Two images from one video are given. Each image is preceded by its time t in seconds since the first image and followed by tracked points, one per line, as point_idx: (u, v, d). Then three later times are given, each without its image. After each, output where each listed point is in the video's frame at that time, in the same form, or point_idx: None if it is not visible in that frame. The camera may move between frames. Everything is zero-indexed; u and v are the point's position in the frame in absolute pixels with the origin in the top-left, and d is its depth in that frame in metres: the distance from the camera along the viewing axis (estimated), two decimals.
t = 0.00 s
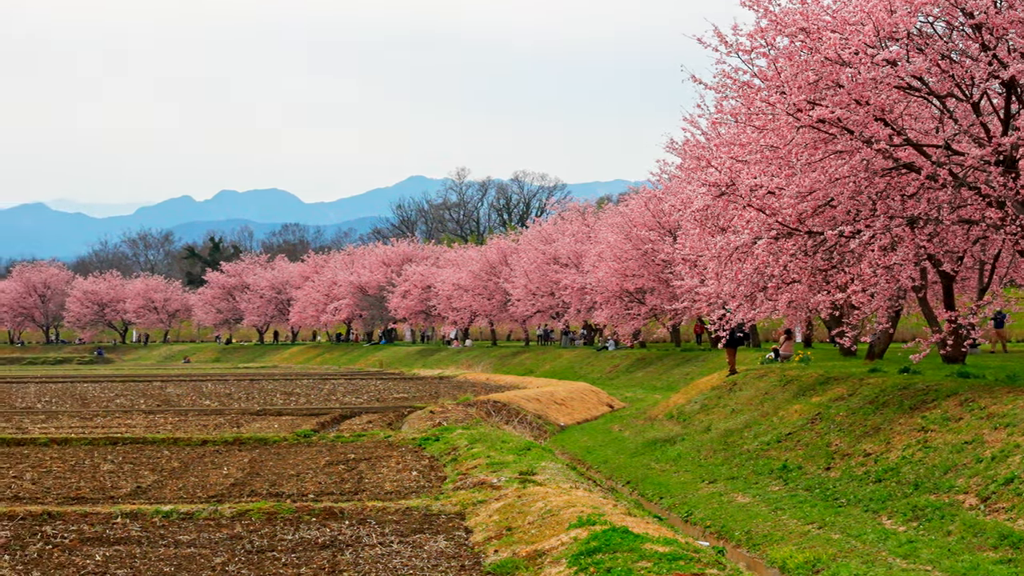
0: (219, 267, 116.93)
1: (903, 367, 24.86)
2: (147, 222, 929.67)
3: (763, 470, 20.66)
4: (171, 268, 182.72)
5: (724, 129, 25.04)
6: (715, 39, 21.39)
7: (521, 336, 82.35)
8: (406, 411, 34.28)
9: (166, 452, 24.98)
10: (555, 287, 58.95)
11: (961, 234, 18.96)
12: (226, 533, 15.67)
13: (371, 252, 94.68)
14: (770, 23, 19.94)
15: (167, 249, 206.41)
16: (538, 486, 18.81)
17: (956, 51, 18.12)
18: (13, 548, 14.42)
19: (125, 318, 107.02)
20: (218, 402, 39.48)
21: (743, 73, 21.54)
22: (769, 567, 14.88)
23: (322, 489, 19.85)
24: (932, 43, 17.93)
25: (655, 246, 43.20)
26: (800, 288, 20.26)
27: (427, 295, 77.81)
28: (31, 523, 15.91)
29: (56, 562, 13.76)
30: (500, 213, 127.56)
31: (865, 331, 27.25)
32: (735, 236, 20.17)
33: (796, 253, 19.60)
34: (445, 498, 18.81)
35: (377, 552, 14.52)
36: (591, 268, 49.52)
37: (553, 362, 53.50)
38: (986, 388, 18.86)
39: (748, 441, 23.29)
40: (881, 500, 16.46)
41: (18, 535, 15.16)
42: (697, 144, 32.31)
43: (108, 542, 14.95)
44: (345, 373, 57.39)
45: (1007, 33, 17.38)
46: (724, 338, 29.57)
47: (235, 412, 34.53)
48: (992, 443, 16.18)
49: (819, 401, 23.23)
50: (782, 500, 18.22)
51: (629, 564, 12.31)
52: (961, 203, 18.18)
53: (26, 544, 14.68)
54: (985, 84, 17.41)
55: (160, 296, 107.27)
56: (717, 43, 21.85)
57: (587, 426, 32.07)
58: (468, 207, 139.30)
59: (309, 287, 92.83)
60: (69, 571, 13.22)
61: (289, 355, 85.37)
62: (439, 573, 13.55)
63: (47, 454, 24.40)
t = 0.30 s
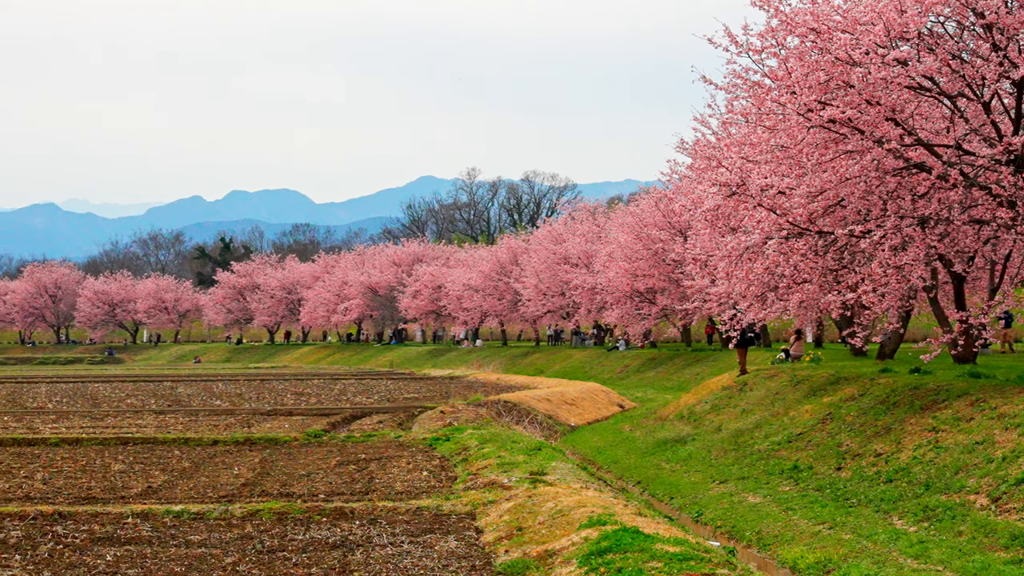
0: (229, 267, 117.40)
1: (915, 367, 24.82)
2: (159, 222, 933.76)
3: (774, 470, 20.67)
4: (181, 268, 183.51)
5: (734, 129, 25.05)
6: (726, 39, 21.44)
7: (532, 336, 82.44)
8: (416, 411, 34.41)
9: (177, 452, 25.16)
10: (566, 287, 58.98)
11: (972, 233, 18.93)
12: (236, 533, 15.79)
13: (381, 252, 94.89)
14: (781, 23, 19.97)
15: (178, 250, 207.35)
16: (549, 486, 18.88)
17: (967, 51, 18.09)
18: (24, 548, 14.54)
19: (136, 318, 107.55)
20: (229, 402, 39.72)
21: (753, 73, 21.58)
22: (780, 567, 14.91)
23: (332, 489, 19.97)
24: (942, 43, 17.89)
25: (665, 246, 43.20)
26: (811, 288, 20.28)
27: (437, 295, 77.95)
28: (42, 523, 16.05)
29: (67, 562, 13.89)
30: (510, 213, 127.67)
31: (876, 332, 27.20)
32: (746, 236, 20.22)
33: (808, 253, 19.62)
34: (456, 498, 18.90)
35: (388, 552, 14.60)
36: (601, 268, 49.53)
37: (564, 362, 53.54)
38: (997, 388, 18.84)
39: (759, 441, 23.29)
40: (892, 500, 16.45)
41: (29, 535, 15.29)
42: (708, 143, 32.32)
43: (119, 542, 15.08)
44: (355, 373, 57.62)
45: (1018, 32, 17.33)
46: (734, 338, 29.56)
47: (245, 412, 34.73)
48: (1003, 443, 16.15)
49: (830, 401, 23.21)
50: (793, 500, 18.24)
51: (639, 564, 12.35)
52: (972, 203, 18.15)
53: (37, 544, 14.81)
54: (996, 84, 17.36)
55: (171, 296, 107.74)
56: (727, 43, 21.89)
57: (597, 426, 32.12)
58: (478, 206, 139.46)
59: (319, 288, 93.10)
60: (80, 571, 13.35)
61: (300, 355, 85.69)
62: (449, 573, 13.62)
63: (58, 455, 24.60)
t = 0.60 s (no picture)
0: (242, 268, 117.97)
1: (928, 367, 24.77)
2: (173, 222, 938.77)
3: (787, 470, 20.67)
4: (195, 268, 184.50)
5: (747, 129, 25.07)
6: (739, 39, 21.47)
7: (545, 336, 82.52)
8: (430, 411, 34.55)
9: (190, 452, 25.37)
10: (579, 287, 59.02)
11: (986, 234, 18.90)
12: (250, 533, 15.95)
13: (395, 252, 95.18)
14: (794, 23, 20.01)
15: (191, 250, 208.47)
16: (562, 486, 18.96)
17: (980, 51, 18.05)
18: (38, 548, 14.71)
19: (150, 318, 108.20)
20: (243, 402, 39.98)
21: (766, 72, 21.61)
22: (794, 567, 14.95)
23: (346, 489, 20.11)
24: (956, 43, 17.87)
25: (679, 246, 43.20)
26: (824, 288, 20.28)
27: (451, 295, 78.12)
28: (56, 523, 16.23)
29: (81, 562, 14.05)
30: (523, 213, 127.80)
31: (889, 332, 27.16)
32: (759, 236, 20.25)
33: (821, 253, 19.63)
34: (470, 498, 19.01)
35: (401, 552, 14.73)
36: (615, 268, 49.54)
37: (577, 362, 53.58)
38: (1011, 389, 18.80)
39: (773, 441, 23.28)
40: (906, 500, 16.45)
41: (43, 535, 15.46)
42: (721, 143, 32.32)
43: (133, 542, 15.24)
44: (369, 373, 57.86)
45: None
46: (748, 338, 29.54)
47: (258, 411, 34.95)
48: (1017, 443, 16.12)
49: (844, 401, 23.19)
50: (806, 500, 18.25)
51: (652, 564, 12.42)
52: (986, 203, 18.12)
53: (51, 544, 14.97)
54: (1010, 84, 17.33)
55: (184, 295, 108.30)
56: (740, 43, 21.93)
57: (611, 426, 32.16)
58: (491, 206, 139.66)
59: (332, 288, 93.44)
60: (94, 571, 13.50)
61: (314, 355, 86.05)
62: (463, 573, 13.72)
63: (72, 455, 24.83)
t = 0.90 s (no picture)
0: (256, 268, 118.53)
1: (942, 367, 24.70)
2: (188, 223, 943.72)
3: (801, 470, 20.68)
4: (209, 268, 185.55)
5: (760, 129, 25.05)
6: (753, 39, 21.49)
7: (558, 336, 82.57)
8: (443, 411, 34.70)
9: (204, 452, 25.59)
10: (592, 287, 59.05)
11: (1000, 234, 18.88)
12: (264, 533, 16.12)
13: (408, 253, 95.44)
14: (807, 22, 20.01)
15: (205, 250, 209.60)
16: (575, 486, 19.04)
17: (994, 50, 18.03)
18: (53, 548, 14.89)
19: (164, 319, 108.85)
20: (257, 402, 40.23)
21: (780, 72, 21.62)
22: (807, 568, 14.99)
23: (359, 489, 20.25)
24: (970, 43, 17.84)
25: (692, 246, 43.19)
26: (837, 288, 20.27)
27: (464, 295, 78.27)
28: (71, 522, 16.43)
29: (95, 562, 14.22)
30: (537, 213, 127.92)
31: (903, 331, 27.10)
32: (772, 236, 20.27)
33: (834, 253, 19.63)
34: (483, 498, 19.12)
35: (414, 552, 14.85)
36: (628, 268, 49.52)
37: (591, 362, 53.63)
38: None
39: (787, 440, 23.27)
40: (920, 500, 16.44)
41: (57, 535, 15.64)
42: (735, 143, 32.31)
43: (147, 542, 15.40)
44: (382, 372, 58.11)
45: None
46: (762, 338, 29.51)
47: (272, 411, 35.19)
48: None
49: (857, 401, 23.16)
50: (820, 500, 18.26)
51: (666, 564, 12.49)
52: (1000, 202, 18.10)
53: (65, 544, 15.16)
54: None
55: (198, 296, 108.89)
56: (754, 43, 21.94)
57: (624, 426, 32.21)
58: (505, 206, 139.83)
59: (346, 288, 93.75)
60: (108, 571, 13.66)
61: (327, 355, 86.38)
62: (476, 573, 13.83)
63: (87, 455, 25.08)
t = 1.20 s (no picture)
0: (266, 267, 118.96)
1: (953, 367, 24.64)
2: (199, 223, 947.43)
3: (811, 470, 20.68)
4: (219, 268, 186.30)
5: (771, 128, 25.03)
6: (763, 39, 21.49)
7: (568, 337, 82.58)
8: (453, 411, 34.80)
9: (214, 452, 25.74)
10: (603, 287, 59.05)
11: (1011, 233, 18.85)
12: (274, 533, 16.24)
13: (418, 253, 95.63)
14: (818, 22, 20.02)
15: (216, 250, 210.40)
16: (586, 486, 19.09)
17: (1005, 50, 17.99)
18: (64, 548, 15.03)
19: (174, 319, 109.35)
20: (268, 402, 40.43)
21: (790, 72, 21.62)
22: (818, 568, 15.02)
23: (369, 489, 20.36)
24: (981, 42, 17.80)
25: (703, 246, 43.17)
26: (848, 288, 20.27)
27: (474, 295, 78.39)
28: (82, 522, 16.57)
29: (106, 562, 14.35)
30: (547, 213, 127.96)
31: (913, 332, 27.04)
32: (783, 236, 20.28)
33: (845, 253, 19.64)
34: (494, 498, 19.19)
35: (424, 552, 14.93)
36: (639, 268, 49.48)
37: (601, 362, 53.63)
38: None
39: (797, 440, 23.27)
40: (930, 500, 16.43)
41: (68, 535, 15.78)
42: (745, 143, 32.27)
43: (158, 541, 15.53)
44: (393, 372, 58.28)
45: None
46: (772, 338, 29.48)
47: (282, 411, 35.35)
48: None
49: (868, 401, 23.13)
50: (830, 500, 18.27)
51: (676, 564, 12.53)
52: (1011, 202, 18.08)
53: (76, 544, 15.30)
54: None
55: (209, 296, 109.34)
56: (764, 43, 21.94)
57: (635, 426, 32.23)
58: (515, 206, 139.92)
59: (356, 288, 93.97)
60: (119, 571, 13.79)
61: (338, 355, 86.61)
62: (487, 573, 13.90)
63: (98, 455, 25.27)
